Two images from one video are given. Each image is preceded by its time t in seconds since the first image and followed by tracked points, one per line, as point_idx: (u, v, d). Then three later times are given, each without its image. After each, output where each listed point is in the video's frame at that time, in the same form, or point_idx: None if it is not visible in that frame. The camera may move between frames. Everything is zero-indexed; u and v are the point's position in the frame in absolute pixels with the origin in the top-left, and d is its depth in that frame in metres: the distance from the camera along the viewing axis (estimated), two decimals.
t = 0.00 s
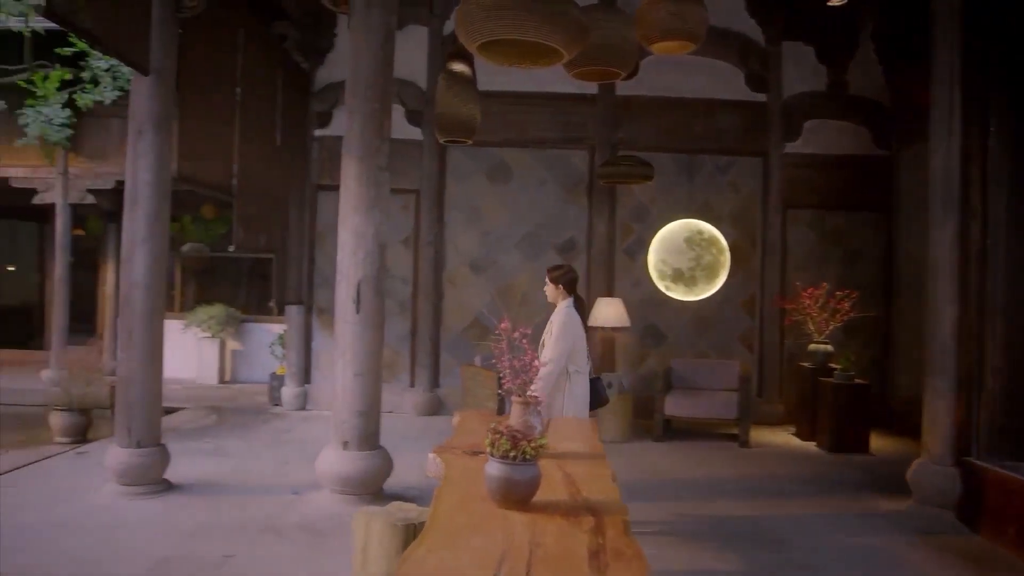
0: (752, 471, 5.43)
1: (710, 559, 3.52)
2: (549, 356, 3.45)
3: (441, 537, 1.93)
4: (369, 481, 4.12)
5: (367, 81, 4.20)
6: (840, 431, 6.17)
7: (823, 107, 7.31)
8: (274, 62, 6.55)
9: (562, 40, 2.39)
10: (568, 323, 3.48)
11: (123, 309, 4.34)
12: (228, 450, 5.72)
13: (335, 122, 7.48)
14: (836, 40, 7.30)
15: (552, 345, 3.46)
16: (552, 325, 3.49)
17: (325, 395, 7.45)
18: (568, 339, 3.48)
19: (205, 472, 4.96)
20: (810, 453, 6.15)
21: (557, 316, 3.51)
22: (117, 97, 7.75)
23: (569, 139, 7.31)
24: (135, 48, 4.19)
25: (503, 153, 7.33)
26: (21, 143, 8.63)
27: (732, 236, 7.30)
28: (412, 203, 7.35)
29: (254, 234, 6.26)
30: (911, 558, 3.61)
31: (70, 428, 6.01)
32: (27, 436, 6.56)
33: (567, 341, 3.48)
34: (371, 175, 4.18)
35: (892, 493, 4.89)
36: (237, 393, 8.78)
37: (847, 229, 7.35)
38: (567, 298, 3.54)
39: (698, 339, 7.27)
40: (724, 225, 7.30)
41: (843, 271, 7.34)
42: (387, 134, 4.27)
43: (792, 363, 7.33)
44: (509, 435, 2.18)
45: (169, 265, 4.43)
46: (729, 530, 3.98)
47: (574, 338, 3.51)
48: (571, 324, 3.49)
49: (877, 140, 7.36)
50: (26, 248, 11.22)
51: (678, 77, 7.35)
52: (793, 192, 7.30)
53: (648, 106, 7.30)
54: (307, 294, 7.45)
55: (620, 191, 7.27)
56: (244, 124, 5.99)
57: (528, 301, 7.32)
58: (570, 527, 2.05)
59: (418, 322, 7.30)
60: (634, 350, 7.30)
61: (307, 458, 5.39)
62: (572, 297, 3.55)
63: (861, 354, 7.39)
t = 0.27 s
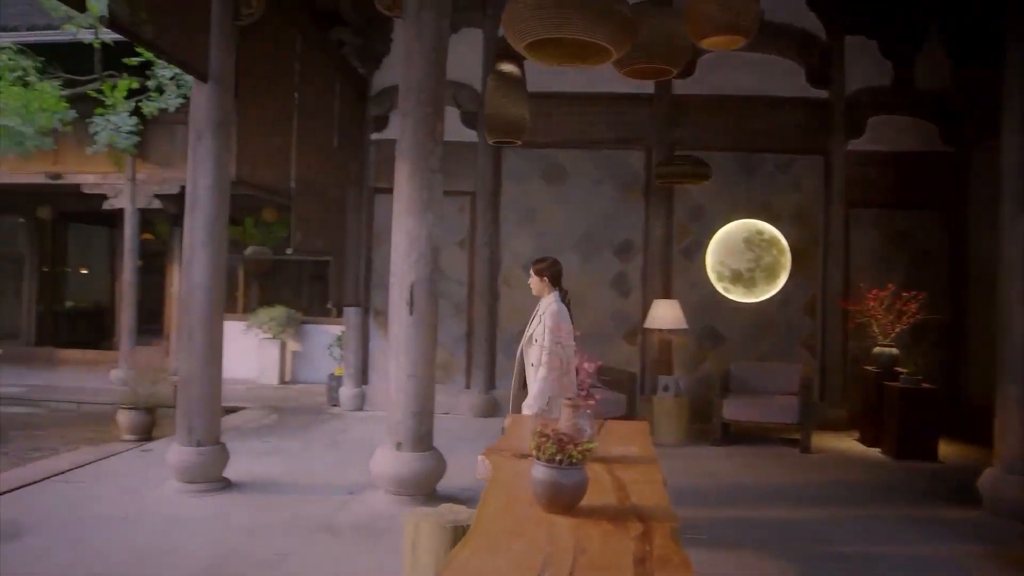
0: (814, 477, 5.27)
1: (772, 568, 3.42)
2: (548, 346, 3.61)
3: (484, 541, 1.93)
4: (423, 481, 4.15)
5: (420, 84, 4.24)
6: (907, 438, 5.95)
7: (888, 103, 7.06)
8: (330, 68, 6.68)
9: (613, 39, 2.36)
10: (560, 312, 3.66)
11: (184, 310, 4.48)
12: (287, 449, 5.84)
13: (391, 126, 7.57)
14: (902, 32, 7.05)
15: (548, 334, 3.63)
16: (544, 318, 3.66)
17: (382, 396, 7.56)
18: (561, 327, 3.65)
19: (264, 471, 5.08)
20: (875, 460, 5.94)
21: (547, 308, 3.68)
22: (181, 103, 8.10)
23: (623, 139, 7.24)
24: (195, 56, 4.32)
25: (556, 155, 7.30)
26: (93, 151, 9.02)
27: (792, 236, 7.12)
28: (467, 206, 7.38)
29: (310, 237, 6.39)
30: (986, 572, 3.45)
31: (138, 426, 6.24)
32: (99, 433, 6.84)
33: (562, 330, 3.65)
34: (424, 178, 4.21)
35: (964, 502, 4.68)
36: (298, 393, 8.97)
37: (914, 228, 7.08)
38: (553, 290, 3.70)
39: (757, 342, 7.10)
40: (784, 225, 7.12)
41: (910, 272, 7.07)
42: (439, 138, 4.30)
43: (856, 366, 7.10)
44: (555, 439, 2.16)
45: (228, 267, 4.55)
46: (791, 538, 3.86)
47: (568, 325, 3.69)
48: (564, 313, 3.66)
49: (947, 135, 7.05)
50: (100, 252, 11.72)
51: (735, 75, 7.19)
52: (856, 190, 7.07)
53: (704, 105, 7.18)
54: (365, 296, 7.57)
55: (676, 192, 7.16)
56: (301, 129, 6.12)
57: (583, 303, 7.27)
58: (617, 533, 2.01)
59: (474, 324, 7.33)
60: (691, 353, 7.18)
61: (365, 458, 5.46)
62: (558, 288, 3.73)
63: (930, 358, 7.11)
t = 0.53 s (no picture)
0: (858, 483, 5.15)
1: None
2: (539, 355, 3.65)
3: (515, 544, 1.92)
4: (460, 482, 4.15)
5: (455, 86, 4.25)
6: (956, 443, 5.78)
7: (936, 98, 6.87)
8: (368, 72, 6.74)
9: (646, 35, 2.33)
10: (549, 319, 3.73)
11: (225, 312, 4.56)
12: (327, 449, 5.91)
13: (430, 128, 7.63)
14: (951, 25, 6.85)
15: (540, 343, 3.68)
16: (533, 327, 3.69)
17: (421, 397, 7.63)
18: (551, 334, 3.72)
19: (304, 470, 5.14)
20: (922, 466, 5.78)
21: (534, 317, 3.73)
22: (223, 109, 8.45)
23: (661, 138, 7.17)
24: (237, 62, 4.40)
25: (595, 155, 7.27)
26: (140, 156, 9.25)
27: (836, 236, 6.97)
28: (505, 207, 7.39)
29: (349, 239, 6.46)
30: None
31: (182, 425, 6.38)
32: (146, 432, 7.01)
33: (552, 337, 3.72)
34: (460, 180, 4.22)
35: (1016, 511, 4.53)
36: (338, 394, 9.09)
37: (964, 227, 6.88)
38: (540, 299, 3.76)
39: (800, 344, 6.96)
40: (827, 225, 6.98)
41: (959, 273, 6.87)
42: (476, 139, 4.30)
43: (903, 369, 6.93)
44: (586, 441, 2.15)
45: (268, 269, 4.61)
46: (836, 546, 3.77)
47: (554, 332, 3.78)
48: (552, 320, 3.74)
49: (999, 131, 6.82)
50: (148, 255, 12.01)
51: (776, 72, 7.07)
52: (902, 189, 6.89)
53: (745, 103, 7.08)
54: (404, 298, 7.65)
55: (716, 191, 7.06)
56: (340, 133, 6.19)
57: (621, 304, 7.22)
58: (649, 538, 1.99)
59: (512, 325, 7.34)
60: (732, 355, 7.07)
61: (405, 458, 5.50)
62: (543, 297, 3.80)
63: (980, 361, 6.90)
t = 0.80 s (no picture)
0: (901, 490, 5.02)
1: None
2: (514, 352, 3.46)
3: (543, 547, 1.93)
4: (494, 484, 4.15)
5: (489, 88, 4.26)
6: (1004, 450, 5.60)
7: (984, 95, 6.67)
8: (404, 76, 6.80)
9: (677, 33, 2.31)
10: (529, 310, 3.52)
11: (263, 314, 4.62)
12: (365, 450, 5.96)
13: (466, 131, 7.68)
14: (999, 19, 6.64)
15: (515, 334, 3.48)
16: (512, 322, 3.49)
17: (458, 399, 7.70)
18: (528, 326, 3.51)
19: (341, 471, 5.19)
20: (969, 473, 5.61)
21: (514, 310, 3.51)
22: (262, 113, 8.62)
23: (698, 139, 7.09)
24: (274, 67, 4.46)
25: (631, 156, 7.22)
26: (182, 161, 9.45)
27: (879, 237, 6.82)
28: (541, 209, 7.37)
29: (386, 241, 6.51)
30: None
31: (222, 425, 6.50)
32: (188, 432, 7.16)
33: (528, 330, 3.51)
34: (494, 182, 4.22)
35: None
36: (376, 395, 9.18)
37: (1014, 227, 6.67)
38: (522, 290, 3.53)
39: (842, 347, 6.82)
40: (870, 225, 6.82)
41: (1009, 274, 6.66)
42: (510, 141, 4.30)
43: (949, 374, 6.74)
44: (616, 445, 2.15)
45: (304, 272, 4.67)
46: (880, 555, 3.67)
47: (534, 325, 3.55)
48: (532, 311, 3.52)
49: None
50: (191, 258, 12.27)
51: (815, 70, 6.95)
52: (948, 188, 6.71)
53: (784, 102, 6.96)
54: (441, 300, 7.71)
55: (756, 192, 6.95)
56: (375, 136, 6.25)
57: (658, 306, 7.16)
58: (678, 544, 1.99)
59: (549, 327, 7.34)
60: (771, 358, 6.95)
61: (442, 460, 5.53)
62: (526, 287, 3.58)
63: None
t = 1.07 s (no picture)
0: (952, 501, 4.86)
1: None
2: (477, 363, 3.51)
3: (574, 553, 1.94)
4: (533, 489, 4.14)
5: (527, 92, 4.26)
6: None
7: None
8: (444, 82, 6.85)
9: (710, 33, 2.29)
10: (499, 321, 3.58)
11: (305, 319, 4.69)
12: (406, 455, 6.01)
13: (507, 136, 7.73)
14: None
15: (482, 343, 3.54)
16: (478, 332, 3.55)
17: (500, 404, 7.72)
18: (497, 337, 3.56)
19: (382, 475, 5.24)
20: None
21: (482, 321, 3.58)
22: (305, 120, 8.78)
23: (740, 141, 6.99)
24: (315, 75, 4.53)
25: (674, 160, 7.16)
26: (229, 169, 9.66)
27: (930, 240, 6.62)
28: (583, 214, 7.37)
29: (427, 246, 6.56)
30: None
31: (267, 429, 6.62)
32: (234, 435, 7.30)
33: (496, 341, 3.56)
34: (532, 186, 4.22)
35: None
36: (418, 400, 9.26)
37: None
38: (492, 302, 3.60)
39: (892, 353, 6.64)
40: (920, 228, 6.63)
41: None
42: (548, 145, 4.29)
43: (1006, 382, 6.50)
44: (648, 452, 2.15)
45: (345, 277, 4.73)
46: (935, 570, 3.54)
47: (504, 336, 3.60)
48: (501, 322, 3.58)
49: None
50: (237, 264, 12.53)
51: (861, 70, 6.80)
52: (1004, 190, 6.48)
53: (829, 103, 6.82)
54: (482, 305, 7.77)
55: (801, 195, 6.82)
56: (415, 143, 6.31)
57: (701, 311, 7.08)
58: (711, 553, 1.97)
59: (591, 332, 7.32)
60: (817, 364, 6.81)
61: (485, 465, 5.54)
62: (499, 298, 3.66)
63: None
